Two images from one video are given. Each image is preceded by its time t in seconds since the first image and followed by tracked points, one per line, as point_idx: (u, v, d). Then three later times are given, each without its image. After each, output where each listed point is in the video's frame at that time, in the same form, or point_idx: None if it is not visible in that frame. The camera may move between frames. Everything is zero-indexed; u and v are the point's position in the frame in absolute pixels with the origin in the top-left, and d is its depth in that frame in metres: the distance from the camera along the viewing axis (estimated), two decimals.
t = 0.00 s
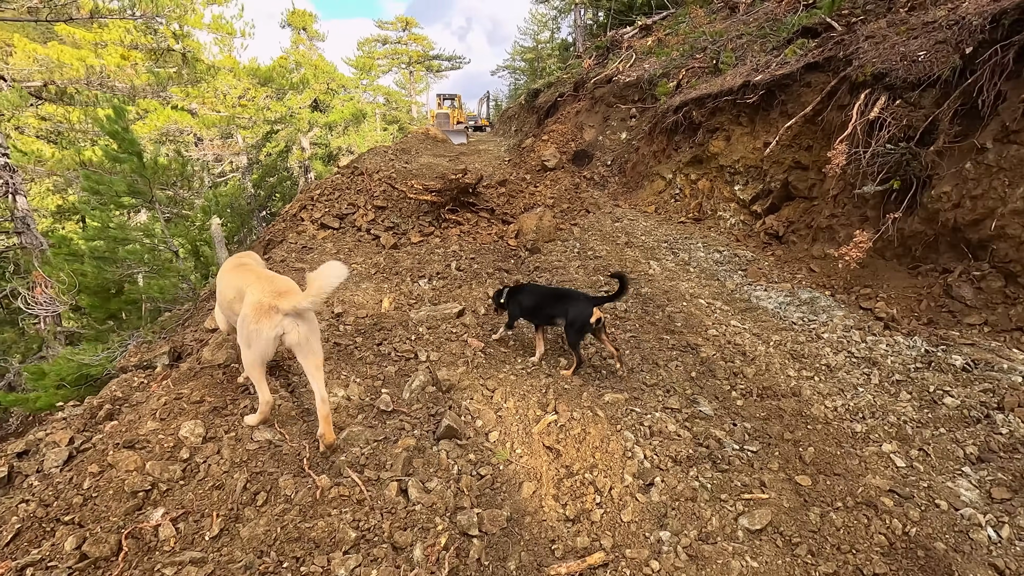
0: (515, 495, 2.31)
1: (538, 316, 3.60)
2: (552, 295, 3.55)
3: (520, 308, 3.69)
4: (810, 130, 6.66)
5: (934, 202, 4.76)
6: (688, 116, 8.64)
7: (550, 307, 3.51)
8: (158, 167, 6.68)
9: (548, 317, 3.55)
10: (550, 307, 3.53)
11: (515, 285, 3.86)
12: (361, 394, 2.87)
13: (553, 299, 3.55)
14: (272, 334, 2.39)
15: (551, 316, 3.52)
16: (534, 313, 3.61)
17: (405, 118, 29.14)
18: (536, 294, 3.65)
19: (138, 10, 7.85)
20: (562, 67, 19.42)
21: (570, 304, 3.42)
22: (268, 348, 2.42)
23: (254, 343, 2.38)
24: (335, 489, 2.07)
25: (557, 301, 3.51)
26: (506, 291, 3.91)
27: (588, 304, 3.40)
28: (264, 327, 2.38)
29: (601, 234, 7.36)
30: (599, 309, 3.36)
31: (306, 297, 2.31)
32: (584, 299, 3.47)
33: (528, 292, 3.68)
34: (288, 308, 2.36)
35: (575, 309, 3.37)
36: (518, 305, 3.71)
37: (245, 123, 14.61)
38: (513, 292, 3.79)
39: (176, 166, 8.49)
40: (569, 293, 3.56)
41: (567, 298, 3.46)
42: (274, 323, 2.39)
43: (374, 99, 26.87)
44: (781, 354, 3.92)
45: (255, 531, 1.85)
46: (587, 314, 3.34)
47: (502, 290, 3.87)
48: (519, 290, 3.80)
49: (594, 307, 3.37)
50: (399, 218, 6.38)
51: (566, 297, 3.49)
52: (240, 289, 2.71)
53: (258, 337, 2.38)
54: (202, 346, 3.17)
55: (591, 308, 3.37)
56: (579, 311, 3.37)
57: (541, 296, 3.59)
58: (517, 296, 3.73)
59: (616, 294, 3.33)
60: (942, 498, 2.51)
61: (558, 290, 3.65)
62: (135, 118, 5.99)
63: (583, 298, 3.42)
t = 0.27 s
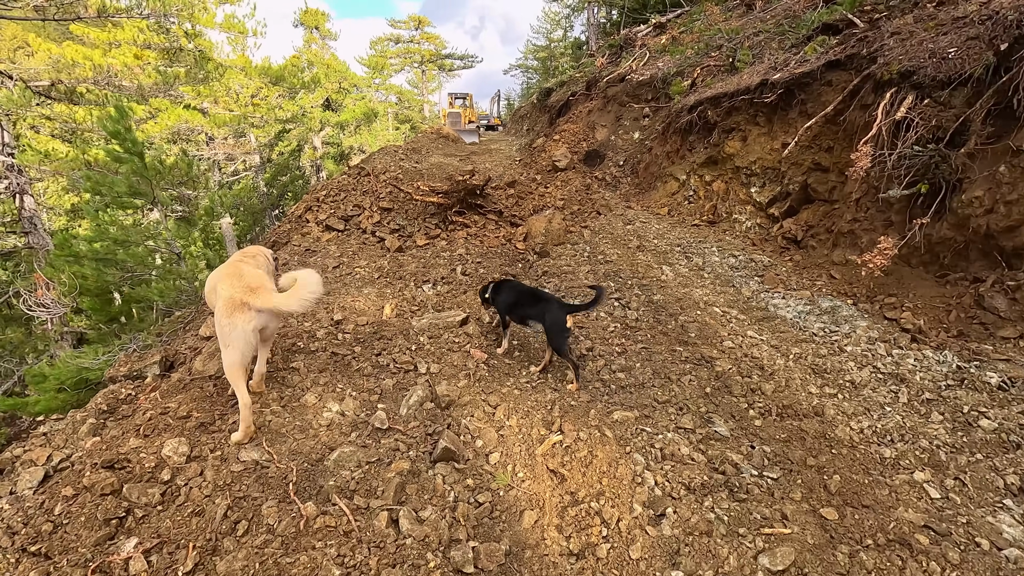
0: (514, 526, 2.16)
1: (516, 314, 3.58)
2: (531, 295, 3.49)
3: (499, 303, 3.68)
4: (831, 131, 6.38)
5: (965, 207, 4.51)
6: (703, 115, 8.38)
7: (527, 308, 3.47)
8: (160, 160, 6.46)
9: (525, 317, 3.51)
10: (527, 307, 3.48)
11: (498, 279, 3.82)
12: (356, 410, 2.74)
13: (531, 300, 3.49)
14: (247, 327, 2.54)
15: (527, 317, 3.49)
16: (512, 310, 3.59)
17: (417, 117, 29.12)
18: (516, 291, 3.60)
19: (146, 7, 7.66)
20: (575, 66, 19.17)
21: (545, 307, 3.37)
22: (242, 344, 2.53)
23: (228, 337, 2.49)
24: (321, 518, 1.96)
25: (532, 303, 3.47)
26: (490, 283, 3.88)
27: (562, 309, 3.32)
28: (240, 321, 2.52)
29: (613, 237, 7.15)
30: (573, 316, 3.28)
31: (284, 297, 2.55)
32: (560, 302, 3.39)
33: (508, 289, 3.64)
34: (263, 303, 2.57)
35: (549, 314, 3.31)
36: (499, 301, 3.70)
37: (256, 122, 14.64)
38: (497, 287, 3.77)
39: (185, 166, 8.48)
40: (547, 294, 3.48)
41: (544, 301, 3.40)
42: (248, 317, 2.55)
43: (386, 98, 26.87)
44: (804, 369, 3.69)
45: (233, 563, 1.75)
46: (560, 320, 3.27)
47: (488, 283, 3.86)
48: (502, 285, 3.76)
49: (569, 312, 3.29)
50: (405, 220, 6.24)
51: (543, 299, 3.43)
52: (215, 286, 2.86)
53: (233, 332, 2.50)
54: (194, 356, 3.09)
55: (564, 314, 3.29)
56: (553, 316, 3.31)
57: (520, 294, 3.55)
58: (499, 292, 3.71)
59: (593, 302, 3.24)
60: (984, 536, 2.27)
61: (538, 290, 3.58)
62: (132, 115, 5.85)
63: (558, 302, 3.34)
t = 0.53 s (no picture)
0: (519, 553, 1.99)
1: (501, 306, 3.62)
2: (515, 287, 3.52)
3: (489, 294, 3.76)
4: (852, 129, 6.13)
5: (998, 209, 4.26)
6: (717, 113, 8.15)
7: (509, 300, 3.50)
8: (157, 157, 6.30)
9: (508, 310, 3.54)
10: (510, 300, 3.51)
11: (492, 269, 3.89)
12: (354, 422, 2.61)
13: (514, 292, 3.52)
14: (222, 318, 2.56)
15: (509, 309, 3.52)
16: (499, 302, 3.64)
17: (427, 116, 29.05)
18: (504, 283, 3.65)
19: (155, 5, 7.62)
20: (585, 66, 18.95)
21: (524, 300, 3.37)
22: (224, 334, 2.57)
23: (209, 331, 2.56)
24: (310, 545, 1.83)
25: (512, 297, 3.49)
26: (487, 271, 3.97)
27: (538, 304, 3.30)
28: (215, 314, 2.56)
29: (623, 238, 6.96)
30: (548, 312, 3.24)
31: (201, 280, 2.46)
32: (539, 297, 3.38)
33: (497, 280, 3.70)
34: (221, 290, 2.56)
35: (525, 308, 3.32)
36: (490, 292, 3.77)
37: (265, 121, 14.65)
38: (490, 276, 3.85)
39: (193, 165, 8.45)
40: (530, 288, 3.48)
41: (524, 294, 3.41)
42: (222, 309, 2.59)
43: (395, 98, 26.84)
44: (827, 380, 3.49)
45: None
46: (534, 315, 3.26)
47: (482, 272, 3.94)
48: (495, 276, 3.82)
49: (546, 307, 3.26)
50: (411, 220, 6.11)
51: (524, 293, 3.44)
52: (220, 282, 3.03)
53: (209, 326, 2.55)
54: (188, 362, 3.00)
55: (539, 309, 3.26)
56: (528, 310, 3.31)
57: (506, 286, 3.60)
58: (490, 283, 3.79)
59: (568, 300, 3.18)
60: None
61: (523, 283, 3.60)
62: (128, 111, 5.72)
63: (536, 297, 3.33)
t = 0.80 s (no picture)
0: None
1: (494, 301, 3.62)
2: (505, 282, 3.50)
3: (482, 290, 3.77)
4: (877, 124, 5.82)
5: None
6: (733, 109, 7.86)
7: (500, 295, 3.49)
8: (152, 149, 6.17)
9: (500, 305, 3.53)
10: (501, 294, 3.50)
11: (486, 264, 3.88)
12: (348, 437, 2.40)
13: (506, 287, 3.50)
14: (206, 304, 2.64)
15: (500, 304, 3.51)
16: (491, 297, 3.64)
17: (435, 116, 28.95)
18: (496, 278, 3.63)
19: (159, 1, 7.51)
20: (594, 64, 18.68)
21: (513, 295, 3.35)
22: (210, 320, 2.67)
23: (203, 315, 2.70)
24: None
25: (501, 290, 3.52)
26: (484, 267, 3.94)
27: (526, 298, 3.29)
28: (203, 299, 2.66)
29: (635, 238, 6.71)
30: (537, 306, 3.22)
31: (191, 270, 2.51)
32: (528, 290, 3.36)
33: (489, 276, 3.69)
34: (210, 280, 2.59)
35: (515, 303, 3.30)
36: (484, 287, 3.78)
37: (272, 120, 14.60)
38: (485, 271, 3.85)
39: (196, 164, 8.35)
40: (520, 282, 3.46)
41: (513, 289, 3.38)
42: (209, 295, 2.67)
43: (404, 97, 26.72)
44: (861, 391, 3.22)
45: None
46: (522, 310, 3.24)
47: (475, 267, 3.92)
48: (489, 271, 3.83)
49: (533, 301, 3.25)
50: (415, 219, 5.91)
51: (514, 287, 3.41)
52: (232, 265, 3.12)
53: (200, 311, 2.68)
54: (174, 369, 2.83)
55: (526, 303, 3.24)
56: (517, 304, 3.29)
57: (497, 280, 3.59)
58: (484, 278, 3.79)
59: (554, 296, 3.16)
60: None
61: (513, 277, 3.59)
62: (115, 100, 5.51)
63: (525, 292, 3.30)
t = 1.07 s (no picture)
0: None
1: (482, 305, 3.62)
2: (495, 286, 3.52)
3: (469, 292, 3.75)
4: (901, 124, 5.54)
5: None
6: (747, 109, 7.60)
7: (489, 299, 3.51)
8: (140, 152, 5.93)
9: (487, 308, 3.55)
10: (490, 298, 3.52)
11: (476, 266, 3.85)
12: (336, 468, 2.21)
13: (495, 291, 3.53)
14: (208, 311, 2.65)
15: (488, 307, 3.53)
16: (478, 299, 3.64)
17: (442, 117, 28.83)
18: (486, 281, 3.63)
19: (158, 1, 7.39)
20: (601, 64, 18.43)
21: (503, 300, 3.39)
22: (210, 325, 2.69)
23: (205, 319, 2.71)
24: None
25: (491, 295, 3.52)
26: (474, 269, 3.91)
27: (517, 304, 3.34)
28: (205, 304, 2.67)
29: (645, 243, 6.47)
30: (527, 314, 3.30)
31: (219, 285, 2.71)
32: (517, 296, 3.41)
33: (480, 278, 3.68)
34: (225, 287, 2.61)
35: (506, 309, 3.33)
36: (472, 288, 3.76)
37: (278, 121, 14.53)
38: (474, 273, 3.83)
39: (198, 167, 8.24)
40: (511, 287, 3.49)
41: (503, 295, 3.42)
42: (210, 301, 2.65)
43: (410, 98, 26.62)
44: (894, 416, 2.97)
45: None
46: (513, 316, 3.28)
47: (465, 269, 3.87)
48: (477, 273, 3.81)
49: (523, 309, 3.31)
50: (417, 224, 5.72)
51: (504, 292, 3.45)
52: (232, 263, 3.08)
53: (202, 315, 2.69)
54: (155, 389, 2.66)
55: (518, 310, 3.30)
56: (506, 310, 3.32)
57: (487, 283, 3.59)
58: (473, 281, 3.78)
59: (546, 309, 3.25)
60: None
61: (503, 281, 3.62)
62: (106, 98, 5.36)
63: (516, 299, 3.35)
